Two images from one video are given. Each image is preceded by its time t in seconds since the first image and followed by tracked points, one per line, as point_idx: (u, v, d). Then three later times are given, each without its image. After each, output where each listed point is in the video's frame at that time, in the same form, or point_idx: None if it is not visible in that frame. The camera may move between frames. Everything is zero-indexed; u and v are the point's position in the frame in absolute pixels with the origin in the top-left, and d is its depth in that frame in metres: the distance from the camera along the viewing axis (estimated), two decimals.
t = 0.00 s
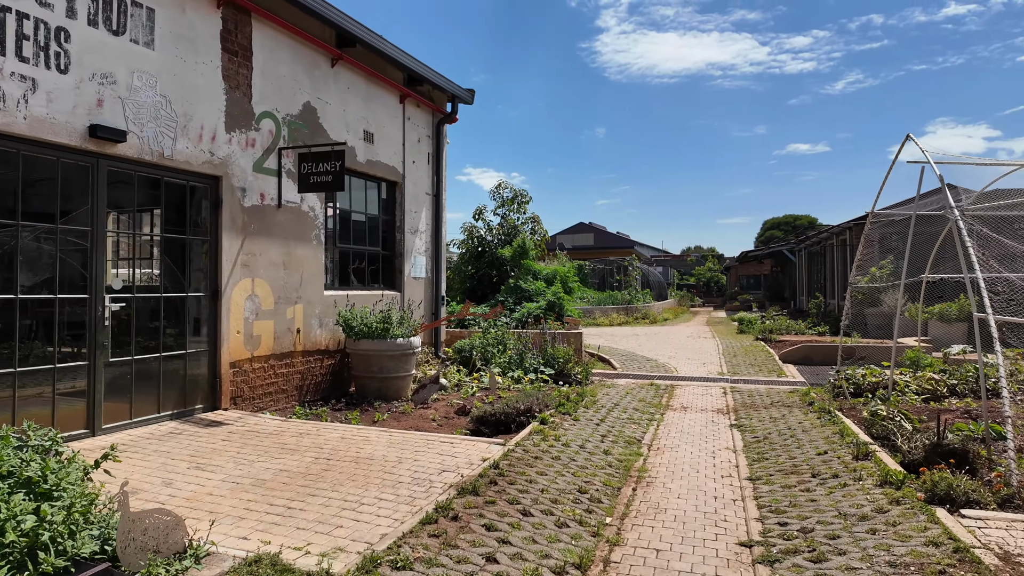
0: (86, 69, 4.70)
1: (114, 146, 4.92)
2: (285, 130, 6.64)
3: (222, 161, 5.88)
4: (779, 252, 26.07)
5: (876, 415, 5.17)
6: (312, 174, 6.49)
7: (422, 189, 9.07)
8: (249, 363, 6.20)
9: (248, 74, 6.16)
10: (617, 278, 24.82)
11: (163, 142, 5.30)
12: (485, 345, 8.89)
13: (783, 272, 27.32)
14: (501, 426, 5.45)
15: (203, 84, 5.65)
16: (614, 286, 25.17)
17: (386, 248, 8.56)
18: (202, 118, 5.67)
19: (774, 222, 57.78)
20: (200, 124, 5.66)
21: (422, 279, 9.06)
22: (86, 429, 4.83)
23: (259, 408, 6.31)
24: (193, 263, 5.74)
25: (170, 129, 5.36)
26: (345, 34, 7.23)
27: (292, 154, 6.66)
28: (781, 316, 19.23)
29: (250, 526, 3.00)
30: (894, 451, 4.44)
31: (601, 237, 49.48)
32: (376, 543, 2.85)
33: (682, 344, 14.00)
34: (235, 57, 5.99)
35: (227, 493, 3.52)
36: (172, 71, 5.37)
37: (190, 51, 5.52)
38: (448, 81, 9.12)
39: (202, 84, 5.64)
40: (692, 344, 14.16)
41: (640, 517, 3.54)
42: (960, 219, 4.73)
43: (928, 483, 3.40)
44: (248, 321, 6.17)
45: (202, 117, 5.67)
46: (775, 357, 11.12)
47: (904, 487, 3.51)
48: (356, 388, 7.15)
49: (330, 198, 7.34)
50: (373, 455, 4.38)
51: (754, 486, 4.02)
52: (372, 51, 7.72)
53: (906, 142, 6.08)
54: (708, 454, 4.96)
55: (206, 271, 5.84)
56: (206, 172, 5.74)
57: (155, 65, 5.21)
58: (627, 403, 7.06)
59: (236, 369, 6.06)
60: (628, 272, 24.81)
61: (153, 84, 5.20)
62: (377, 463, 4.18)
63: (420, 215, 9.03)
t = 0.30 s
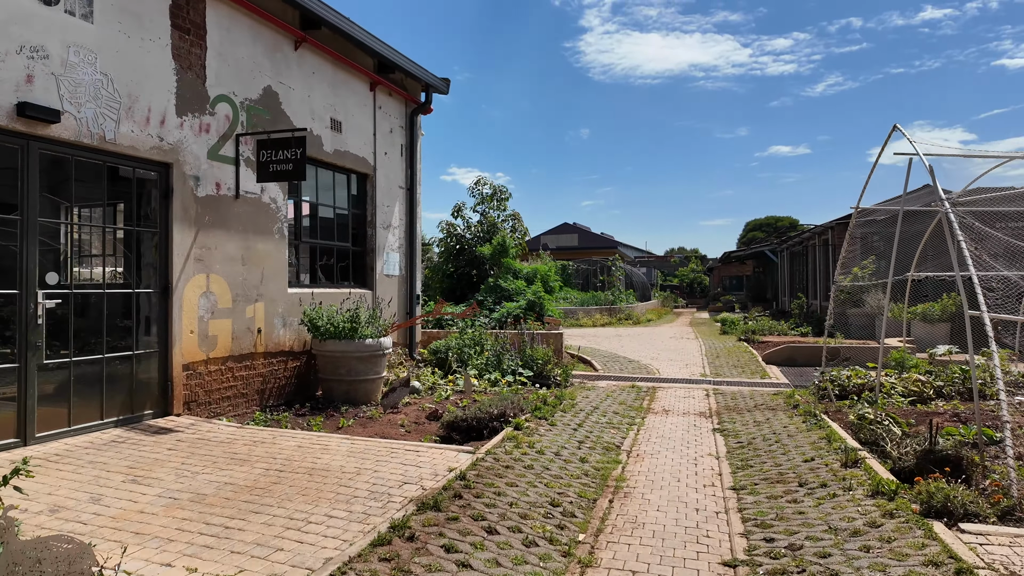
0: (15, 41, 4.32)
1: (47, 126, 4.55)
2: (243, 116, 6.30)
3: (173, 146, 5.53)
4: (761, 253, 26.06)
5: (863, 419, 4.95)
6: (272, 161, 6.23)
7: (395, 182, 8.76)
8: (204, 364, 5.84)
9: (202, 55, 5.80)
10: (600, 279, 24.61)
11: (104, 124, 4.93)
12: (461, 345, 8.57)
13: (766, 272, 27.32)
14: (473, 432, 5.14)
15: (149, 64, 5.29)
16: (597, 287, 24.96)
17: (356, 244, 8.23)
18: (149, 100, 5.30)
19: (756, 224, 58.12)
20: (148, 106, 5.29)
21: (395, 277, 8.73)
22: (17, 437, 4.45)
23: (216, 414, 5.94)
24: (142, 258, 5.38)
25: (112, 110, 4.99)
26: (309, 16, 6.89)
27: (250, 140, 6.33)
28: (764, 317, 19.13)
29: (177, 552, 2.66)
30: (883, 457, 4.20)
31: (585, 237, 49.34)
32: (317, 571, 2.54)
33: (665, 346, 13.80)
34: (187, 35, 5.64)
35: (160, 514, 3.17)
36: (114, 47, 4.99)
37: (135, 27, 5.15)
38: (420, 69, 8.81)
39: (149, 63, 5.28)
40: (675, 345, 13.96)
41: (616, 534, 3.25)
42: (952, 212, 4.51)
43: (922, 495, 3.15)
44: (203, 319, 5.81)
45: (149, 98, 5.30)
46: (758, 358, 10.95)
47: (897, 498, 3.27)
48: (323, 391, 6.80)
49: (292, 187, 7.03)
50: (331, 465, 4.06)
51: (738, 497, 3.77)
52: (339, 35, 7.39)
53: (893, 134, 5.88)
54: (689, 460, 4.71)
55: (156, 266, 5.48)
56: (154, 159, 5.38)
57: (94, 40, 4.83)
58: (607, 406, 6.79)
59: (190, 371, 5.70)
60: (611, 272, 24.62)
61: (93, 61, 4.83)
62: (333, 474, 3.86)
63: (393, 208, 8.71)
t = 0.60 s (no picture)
0: None
1: None
2: (201, 108, 5.91)
3: (122, 139, 5.15)
4: (742, 252, 26.06)
5: (851, 426, 4.76)
6: (229, 155, 5.85)
7: (367, 179, 8.40)
8: (157, 371, 5.46)
9: (154, 42, 5.42)
10: (582, 278, 24.43)
11: (42, 115, 4.55)
12: (436, 348, 8.25)
13: (746, 271, 27.35)
14: (442, 443, 4.83)
15: (94, 50, 4.91)
16: (579, 286, 24.77)
17: (325, 243, 7.86)
18: (94, 89, 4.92)
19: (736, 223, 58.45)
20: (93, 96, 4.91)
21: (368, 277, 8.37)
22: None
23: (170, 424, 5.56)
24: (86, 257, 4.99)
25: (51, 99, 4.60)
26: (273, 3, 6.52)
27: (208, 133, 5.95)
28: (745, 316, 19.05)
29: None
30: (872, 468, 4.01)
31: (567, 236, 49.20)
32: None
33: (647, 346, 13.63)
34: (138, 20, 5.25)
35: (83, 545, 2.84)
36: (53, 31, 4.61)
37: (77, 10, 4.77)
38: (393, 62, 8.46)
39: (94, 49, 4.90)
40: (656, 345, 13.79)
41: (591, 559, 2.98)
42: (945, 210, 4.30)
43: (920, 514, 2.93)
44: (156, 323, 5.43)
45: (94, 87, 4.92)
46: (740, 358, 10.81)
47: (892, 516, 3.05)
48: (288, 398, 6.43)
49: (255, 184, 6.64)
50: (284, 482, 3.73)
51: (722, 515, 3.53)
52: (306, 25, 7.03)
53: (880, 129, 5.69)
54: (670, 471, 4.46)
55: (102, 266, 5.09)
56: (100, 152, 5.00)
57: (30, 23, 4.45)
58: (586, 411, 6.53)
59: (140, 379, 5.32)
60: (593, 271, 24.44)
61: (29, 45, 4.45)
62: (285, 494, 3.54)
63: (365, 206, 8.36)
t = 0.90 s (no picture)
0: None
1: None
2: (150, 93, 5.50)
3: (60, 124, 4.74)
4: (716, 254, 26.18)
5: (831, 430, 4.63)
6: (180, 144, 5.45)
7: (332, 172, 8.03)
8: (99, 374, 5.05)
9: (98, 20, 5.01)
10: (557, 279, 24.27)
11: None
12: (404, 349, 7.94)
13: (720, 272, 27.50)
14: (404, 450, 4.53)
15: (29, 26, 4.50)
16: (554, 287, 24.60)
17: (287, 239, 7.46)
18: (29, 68, 4.52)
19: (710, 225, 59.03)
20: (26, 76, 4.51)
21: (332, 275, 7.97)
22: None
23: (114, 430, 5.15)
24: (17, 249, 4.57)
25: None
26: None
27: (158, 120, 5.54)
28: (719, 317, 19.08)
29: None
30: (856, 475, 3.90)
31: (543, 237, 49.07)
32: None
33: (622, 346, 13.48)
34: None
35: None
36: None
37: None
38: (361, 52, 8.10)
39: (27, 25, 4.50)
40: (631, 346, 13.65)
41: None
42: (931, 207, 4.15)
43: (914, 529, 2.78)
44: (97, 323, 5.02)
45: (28, 66, 4.52)
46: (714, 359, 10.72)
47: (881, 530, 2.91)
48: (243, 402, 6.05)
49: (211, 176, 6.24)
50: (226, 496, 3.41)
51: (699, 528, 3.30)
52: (267, 9, 6.64)
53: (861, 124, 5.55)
54: (645, 479, 4.23)
55: (35, 259, 4.67)
56: (35, 136, 4.60)
57: None
58: (558, 415, 6.28)
59: (79, 383, 4.90)
60: (568, 272, 24.29)
61: None
62: (224, 509, 3.22)
63: (330, 201, 7.98)
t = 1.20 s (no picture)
0: None
1: None
2: (75, 79, 5.05)
3: None
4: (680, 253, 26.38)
5: (798, 434, 4.50)
6: (108, 134, 5.02)
7: (283, 168, 7.62)
8: (15, 386, 4.59)
9: None
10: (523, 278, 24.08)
11: None
12: (360, 353, 7.60)
13: (684, 271, 27.73)
14: (353, 465, 4.22)
15: None
16: (521, 286, 24.41)
17: (233, 237, 7.04)
18: None
19: (674, 225, 59.77)
20: None
21: (284, 276, 7.59)
22: None
23: (33, 448, 4.70)
24: None
25: None
26: None
27: (84, 108, 5.09)
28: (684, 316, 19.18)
29: None
30: (823, 482, 3.78)
31: (510, 236, 48.89)
32: None
33: (587, 346, 13.36)
34: None
35: None
36: None
37: None
38: (314, 41, 7.71)
39: None
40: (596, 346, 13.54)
41: None
42: (901, 204, 4.03)
43: (889, 545, 2.62)
44: (13, 330, 4.56)
45: None
46: (678, 359, 10.67)
47: (854, 545, 2.76)
48: (182, 414, 5.63)
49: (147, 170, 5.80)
50: (146, 525, 3.05)
51: (666, 546, 3.10)
52: None
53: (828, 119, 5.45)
54: (607, 490, 4.03)
55: None
56: None
57: None
58: (520, 421, 6.05)
59: None
60: (534, 271, 24.13)
61: None
62: (141, 541, 2.87)
63: (281, 198, 7.58)
